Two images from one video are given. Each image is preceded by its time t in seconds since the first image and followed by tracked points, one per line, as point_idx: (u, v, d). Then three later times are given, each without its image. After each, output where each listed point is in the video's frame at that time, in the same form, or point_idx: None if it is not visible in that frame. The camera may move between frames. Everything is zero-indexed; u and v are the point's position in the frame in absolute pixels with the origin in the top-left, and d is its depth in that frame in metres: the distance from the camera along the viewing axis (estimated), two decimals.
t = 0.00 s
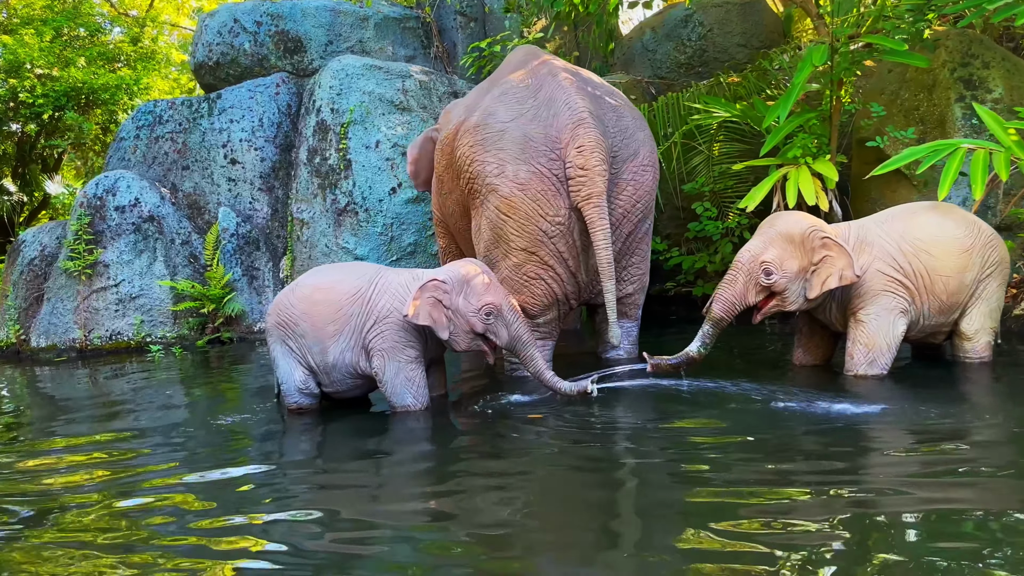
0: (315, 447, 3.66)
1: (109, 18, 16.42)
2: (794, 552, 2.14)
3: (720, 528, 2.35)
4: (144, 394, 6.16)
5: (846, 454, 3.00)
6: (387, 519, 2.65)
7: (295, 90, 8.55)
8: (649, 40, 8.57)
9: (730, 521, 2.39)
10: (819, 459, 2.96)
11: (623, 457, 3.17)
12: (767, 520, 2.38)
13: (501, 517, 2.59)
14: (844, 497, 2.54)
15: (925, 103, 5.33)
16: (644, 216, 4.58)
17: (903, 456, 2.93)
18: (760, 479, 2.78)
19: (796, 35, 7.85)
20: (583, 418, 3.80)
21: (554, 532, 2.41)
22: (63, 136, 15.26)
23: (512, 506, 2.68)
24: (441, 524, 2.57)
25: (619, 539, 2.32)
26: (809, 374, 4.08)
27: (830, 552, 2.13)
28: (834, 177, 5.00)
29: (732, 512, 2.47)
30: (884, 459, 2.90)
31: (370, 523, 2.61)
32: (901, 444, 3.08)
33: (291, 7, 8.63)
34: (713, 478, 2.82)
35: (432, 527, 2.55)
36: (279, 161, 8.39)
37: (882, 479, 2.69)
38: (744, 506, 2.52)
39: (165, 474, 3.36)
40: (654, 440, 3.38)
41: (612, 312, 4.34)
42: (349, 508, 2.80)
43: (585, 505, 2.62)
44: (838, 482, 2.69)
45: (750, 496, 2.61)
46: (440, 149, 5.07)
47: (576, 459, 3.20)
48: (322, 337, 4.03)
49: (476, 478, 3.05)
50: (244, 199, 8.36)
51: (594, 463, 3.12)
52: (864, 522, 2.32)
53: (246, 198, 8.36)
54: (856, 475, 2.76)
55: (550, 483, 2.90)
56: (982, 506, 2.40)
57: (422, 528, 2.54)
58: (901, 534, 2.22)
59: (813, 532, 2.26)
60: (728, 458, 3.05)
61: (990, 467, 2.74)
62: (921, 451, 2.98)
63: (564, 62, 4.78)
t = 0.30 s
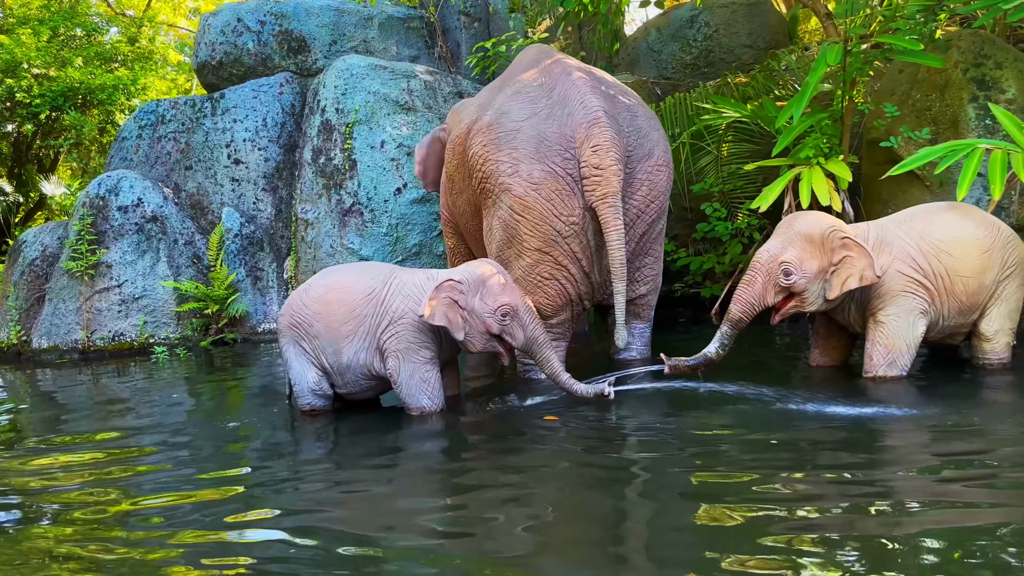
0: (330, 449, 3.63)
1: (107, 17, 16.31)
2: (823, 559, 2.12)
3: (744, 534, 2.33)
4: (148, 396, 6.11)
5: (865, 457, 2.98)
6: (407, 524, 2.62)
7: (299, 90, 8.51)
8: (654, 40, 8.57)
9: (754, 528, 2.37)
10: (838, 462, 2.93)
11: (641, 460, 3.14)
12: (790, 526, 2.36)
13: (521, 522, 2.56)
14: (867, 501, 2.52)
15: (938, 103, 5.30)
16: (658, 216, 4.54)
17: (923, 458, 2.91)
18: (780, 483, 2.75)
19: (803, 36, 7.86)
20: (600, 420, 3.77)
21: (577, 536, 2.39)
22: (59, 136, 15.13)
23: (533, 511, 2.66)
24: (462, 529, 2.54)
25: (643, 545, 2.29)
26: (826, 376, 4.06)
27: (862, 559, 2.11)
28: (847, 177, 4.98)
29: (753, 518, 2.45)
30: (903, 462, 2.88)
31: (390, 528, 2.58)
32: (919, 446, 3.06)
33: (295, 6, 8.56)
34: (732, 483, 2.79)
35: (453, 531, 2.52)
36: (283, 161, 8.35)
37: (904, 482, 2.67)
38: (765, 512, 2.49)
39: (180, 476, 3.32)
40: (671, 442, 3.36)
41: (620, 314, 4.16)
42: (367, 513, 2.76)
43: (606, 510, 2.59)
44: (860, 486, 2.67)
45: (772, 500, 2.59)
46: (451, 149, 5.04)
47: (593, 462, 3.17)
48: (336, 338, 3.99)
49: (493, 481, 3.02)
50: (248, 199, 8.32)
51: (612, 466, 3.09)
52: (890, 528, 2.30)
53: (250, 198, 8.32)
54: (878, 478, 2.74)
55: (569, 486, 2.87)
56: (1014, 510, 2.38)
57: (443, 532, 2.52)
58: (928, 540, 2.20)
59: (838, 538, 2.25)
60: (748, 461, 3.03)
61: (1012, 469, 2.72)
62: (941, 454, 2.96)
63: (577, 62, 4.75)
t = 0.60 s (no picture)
0: (345, 451, 3.59)
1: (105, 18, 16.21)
2: (852, 565, 2.10)
3: (771, 538, 2.31)
4: (153, 398, 6.05)
5: (886, 459, 2.96)
6: (428, 528, 2.59)
7: (303, 90, 8.47)
8: (659, 41, 8.55)
9: (779, 530, 2.35)
10: (859, 464, 2.92)
11: (661, 461, 3.12)
12: (816, 528, 2.35)
13: (544, 524, 2.54)
14: (891, 504, 2.51)
15: (950, 104, 5.29)
16: (673, 217, 4.51)
17: (945, 460, 2.89)
18: (803, 486, 2.73)
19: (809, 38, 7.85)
20: (617, 422, 3.74)
21: (602, 539, 2.36)
22: (55, 137, 14.98)
23: (555, 513, 2.63)
24: (485, 532, 2.52)
25: (671, 548, 2.27)
26: (843, 378, 4.04)
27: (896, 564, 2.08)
28: (861, 178, 4.96)
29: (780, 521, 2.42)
30: (928, 464, 2.86)
31: (412, 532, 2.56)
32: (939, 447, 3.05)
33: (299, 6, 8.56)
34: (755, 485, 2.77)
35: (476, 535, 2.49)
36: (287, 161, 8.30)
37: (929, 485, 2.66)
38: (790, 515, 2.47)
39: (195, 482, 3.28)
40: (690, 444, 3.34)
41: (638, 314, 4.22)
42: (387, 516, 2.73)
43: (629, 512, 2.57)
44: (884, 488, 2.65)
45: (796, 503, 2.57)
46: (463, 150, 5.01)
47: (613, 464, 3.14)
48: (351, 338, 3.96)
49: (512, 483, 3.00)
50: (252, 200, 8.28)
51: (632, 468, 3.07)
52: (919, 532, 2.28)
53: (253, 199, 8.28)
54: (902, 481, 2.72)
55: (589, 487, 2.85)
56: None
57: (466, 536, 2.49)
58: (957, 543, 2.19)
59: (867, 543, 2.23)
60: (769, 462, 3.01)
61: None
62: (962, 455, 2.95)
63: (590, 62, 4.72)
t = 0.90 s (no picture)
0: (358, 454, 3.55)
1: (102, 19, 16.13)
2: (877, 564, 2.08)
3: (800, 537, 2.28)
4: (157, 400, 5.99)
5: (903, 460, 2.94)
6: (446, 531, 2.56)
7: (306, 91, 8.44)
8: (663, 43, 8.54)
9: (805, 532, 2.32)
10: (877, 465, 2.89)
11: (677, 462, 3.09)
12: (837, 530, 2.32)
13: (563, 526, 2.51)
14: (914, 504, 2.49)
15: (961, 107, 5.29)
16: (687, 218, 4.49)
17: (963, 461, 2.87)
18: (821, 486, 2.71)
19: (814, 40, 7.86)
20: (634, 423, 3.71)
21: (622, 540, 2.34)
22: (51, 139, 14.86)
23: (573, 515, 2.60)
24: (503, 534, 2.49)
25: (692, 550, 2.25)
26: (860, 380, 4.02)
27: (931, 564, 2.06)
28: (874, 179, 4.96)
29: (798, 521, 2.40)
30: (952, 465, 2.84)
31: (430, 535, 2.52)
32: (958, 448, 3.03)
33: (302, 7, 8.54)
34: (773, 486, 2.75)
35: (495, 537, 2.46)
36: (290, 162, 8.27)
37: (948, 486, 2.64)
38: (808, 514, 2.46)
39: (209, 486, 3.24)
40: (705, 445, 3.31)
41: (660, 316, 4.26)
42: (408, 518, 2.70)
43: (652, 514, 2.54)
44: (904, 489, 2.63)
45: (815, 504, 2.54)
46: (473, 151, 4.97)
47: (633, 466, 3.11)
48: (365, 341, 3.92)
49: (528, 485, 2.96)
50: (255, 202, 8.24)
51: (648, 469, 3.04)
52: (942, 532, 2.26)
53: (257, 201, 8.24)
54: (920, 482, 2.70)
55: (607, 489, 2.82)
56: None
57: (485, 539, 2.46)
58: (988, 544, 2.16)
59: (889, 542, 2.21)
60: (786, 463, 2.99)
61: None
62: (980, 456, 2.93)
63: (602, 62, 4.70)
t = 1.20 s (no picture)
0: (371, 459, 3.52)
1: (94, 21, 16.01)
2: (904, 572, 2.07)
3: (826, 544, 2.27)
4: (159, 404, 5.93)
5: (917, 466, 2.93)
6: (460, 538, 2.54)
7: (307, 93, 8.40)
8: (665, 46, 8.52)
9: (831, 539, 2.31)
10: (891, 470, 2.89)
11: (690, 467, 3.08)
12: (863, 537, 2.31)
13: (579, 532, 2.49)
14: (938, 510, 2.48)
15: (969, 109, 5.30)
16: (699, 220, 4.47)
17: (978, 467, 2.86)
18: (837, 493, 2.70)
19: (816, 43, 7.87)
20: (648, 427, 3.69)
21: (649, 549, 2.32)
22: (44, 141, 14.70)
23: (589, 522, 2.58)
24: (519, 541, 2.46)
25: (711, 559, 2.23)
26: (873, 383, 4.01)
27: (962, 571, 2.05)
28: (883, 181, 4.95)
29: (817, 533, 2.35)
30: (973, 470, 2.84)
31: (445, 543, 2.50)
32: (978, 453, 3.02)
33: (303, 9, 8.50)
34: (788, 492, 2.73)
35: (510, 545, 2.44)
36: (292, 165, 8.22)
37: (963, 491, 2.63)
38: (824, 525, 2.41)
39: (222, 493, 3.20)
40: (719, 450, 3.29)
41: (669, 320, 4.22)
42: (427, 526, 2.67)
43: (676, 521, 2.52)
44: (919, 496, 2.62)
45: (832, 510, 2.53)
46: (481, 152, 4.94)
47: (651, 471, 3.09)
48: (377, 344, 3.88)
49: (539, 490, 2.95)
50: (255, 204, 8.18)
51: (662, 475, 3.03)
52: (962, 541, 2.25)
53: (257, 204, 8.18)
54: (935, 488, 2.69)
55: (628, 495, 2.80)
56: None
57: (501, 546, 2.44)
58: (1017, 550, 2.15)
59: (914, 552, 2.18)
60: (801, 469, 2.97)
61: None
62: (993, 462, 2.92)
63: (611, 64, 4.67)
